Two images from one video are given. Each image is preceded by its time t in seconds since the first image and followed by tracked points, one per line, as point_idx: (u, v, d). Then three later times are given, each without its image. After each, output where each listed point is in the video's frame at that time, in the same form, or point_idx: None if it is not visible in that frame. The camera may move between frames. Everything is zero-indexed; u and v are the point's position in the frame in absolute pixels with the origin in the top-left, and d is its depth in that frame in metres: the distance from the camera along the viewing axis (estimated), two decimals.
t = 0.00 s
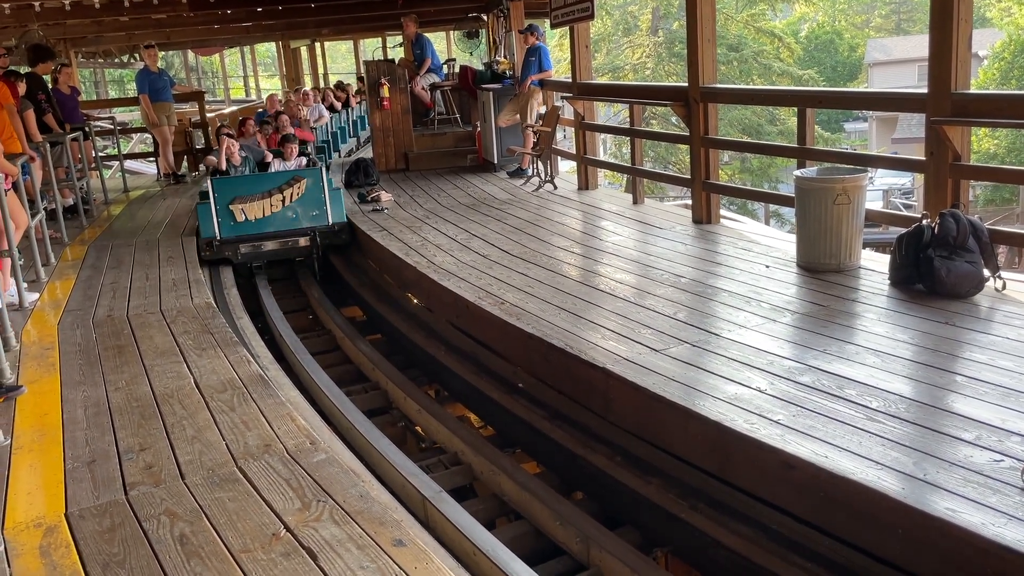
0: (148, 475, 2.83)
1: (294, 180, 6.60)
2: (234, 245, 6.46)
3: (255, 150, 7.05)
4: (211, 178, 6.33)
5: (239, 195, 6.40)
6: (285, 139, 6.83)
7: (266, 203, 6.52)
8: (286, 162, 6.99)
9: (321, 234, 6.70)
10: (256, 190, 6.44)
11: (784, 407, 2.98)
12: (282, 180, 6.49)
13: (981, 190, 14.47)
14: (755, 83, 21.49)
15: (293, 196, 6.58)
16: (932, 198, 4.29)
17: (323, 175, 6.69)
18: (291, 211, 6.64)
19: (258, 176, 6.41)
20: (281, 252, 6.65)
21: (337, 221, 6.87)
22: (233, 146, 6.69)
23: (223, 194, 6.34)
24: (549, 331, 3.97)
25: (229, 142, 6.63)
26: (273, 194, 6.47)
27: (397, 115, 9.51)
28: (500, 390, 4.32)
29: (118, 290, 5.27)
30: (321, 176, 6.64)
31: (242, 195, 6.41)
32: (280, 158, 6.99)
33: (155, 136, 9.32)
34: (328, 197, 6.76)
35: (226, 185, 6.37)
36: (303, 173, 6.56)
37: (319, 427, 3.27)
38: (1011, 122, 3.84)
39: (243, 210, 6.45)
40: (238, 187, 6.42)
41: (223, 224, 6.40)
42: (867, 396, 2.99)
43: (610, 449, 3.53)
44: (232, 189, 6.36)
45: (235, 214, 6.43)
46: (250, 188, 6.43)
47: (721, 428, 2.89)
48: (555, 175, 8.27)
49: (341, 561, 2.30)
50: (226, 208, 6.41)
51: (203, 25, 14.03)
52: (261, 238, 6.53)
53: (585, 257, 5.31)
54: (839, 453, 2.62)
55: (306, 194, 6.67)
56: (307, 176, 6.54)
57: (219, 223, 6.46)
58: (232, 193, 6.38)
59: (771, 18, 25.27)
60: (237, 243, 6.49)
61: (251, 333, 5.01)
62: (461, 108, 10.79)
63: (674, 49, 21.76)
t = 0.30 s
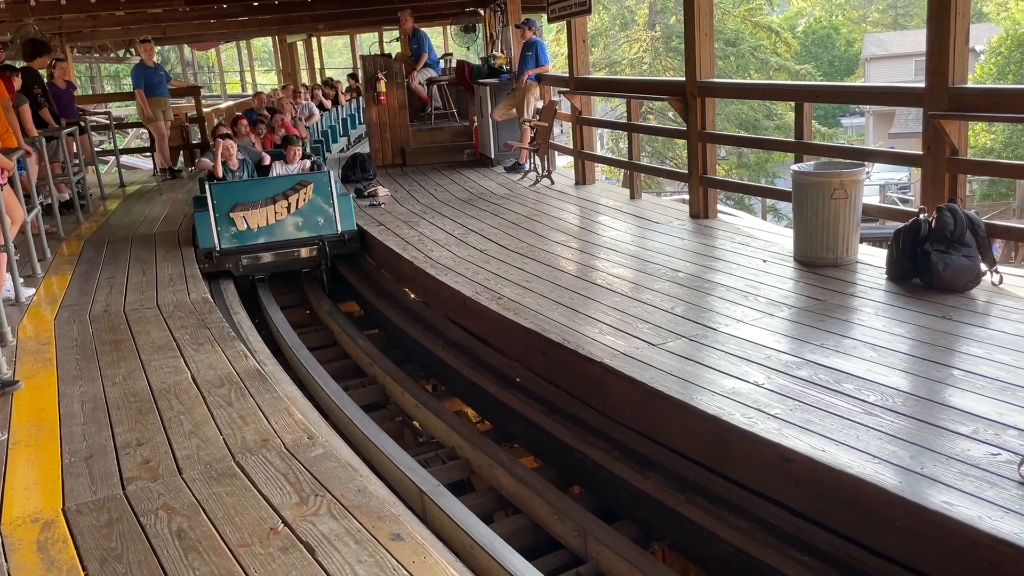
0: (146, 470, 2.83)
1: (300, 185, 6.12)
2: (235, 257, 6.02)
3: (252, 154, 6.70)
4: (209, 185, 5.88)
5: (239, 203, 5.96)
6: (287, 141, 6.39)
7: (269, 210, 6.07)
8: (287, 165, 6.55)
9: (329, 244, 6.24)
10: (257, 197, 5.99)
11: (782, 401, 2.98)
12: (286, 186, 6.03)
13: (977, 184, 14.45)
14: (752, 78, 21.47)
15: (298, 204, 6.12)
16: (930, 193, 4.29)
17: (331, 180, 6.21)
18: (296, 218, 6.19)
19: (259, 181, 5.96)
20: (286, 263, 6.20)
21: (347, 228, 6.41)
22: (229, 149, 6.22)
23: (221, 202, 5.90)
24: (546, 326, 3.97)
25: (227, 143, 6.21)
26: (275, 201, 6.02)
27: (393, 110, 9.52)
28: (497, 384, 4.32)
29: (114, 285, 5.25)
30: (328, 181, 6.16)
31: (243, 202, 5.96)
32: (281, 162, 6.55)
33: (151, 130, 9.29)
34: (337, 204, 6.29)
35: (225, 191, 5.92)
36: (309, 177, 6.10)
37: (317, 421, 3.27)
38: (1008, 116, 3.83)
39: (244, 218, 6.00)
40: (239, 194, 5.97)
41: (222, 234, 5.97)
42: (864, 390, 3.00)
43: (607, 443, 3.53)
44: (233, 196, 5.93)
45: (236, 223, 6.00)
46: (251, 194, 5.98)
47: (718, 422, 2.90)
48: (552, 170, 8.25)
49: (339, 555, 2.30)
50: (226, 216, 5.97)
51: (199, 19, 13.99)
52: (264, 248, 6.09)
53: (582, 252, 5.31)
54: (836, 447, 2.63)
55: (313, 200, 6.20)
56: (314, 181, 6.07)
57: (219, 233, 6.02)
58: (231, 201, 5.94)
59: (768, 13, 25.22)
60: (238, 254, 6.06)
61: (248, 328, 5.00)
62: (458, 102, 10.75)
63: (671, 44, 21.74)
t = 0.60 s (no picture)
0: (140, 464, 2.82)
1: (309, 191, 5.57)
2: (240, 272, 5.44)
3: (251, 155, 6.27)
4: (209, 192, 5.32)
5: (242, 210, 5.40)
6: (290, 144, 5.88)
7: (276, 219, 5.50)
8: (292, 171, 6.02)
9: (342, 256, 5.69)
10: (263, 205, 5.43)
11: (776, 392, 2.99)
12: (294, 192, 5.47)
13: (971, 177, 14.47)
14: (747, 70, 21.47)
15: (307, 212, 5.56)
16: (924, 184, 4.29)
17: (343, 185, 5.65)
18: (305, 227, 5.62)
19: (263, 187, 5.39)
20: (295, 277, 5.63)
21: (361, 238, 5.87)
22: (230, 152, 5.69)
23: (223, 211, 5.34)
24: (541, 319, 3.97)
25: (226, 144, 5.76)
26: (282, 208, 5.47)
27: (388, 103, 9.47)
28: (492, 377, 4.32)
29: (108, 279, 5.23)
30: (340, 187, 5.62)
31: (246, 210, 5.40)
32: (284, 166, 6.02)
33: (143, 124, 9.25)
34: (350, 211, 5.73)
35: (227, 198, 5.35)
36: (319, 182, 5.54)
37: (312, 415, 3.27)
38: (1002, 109, 3.84)
39: (248, 228, 5.45)
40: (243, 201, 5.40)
41: (224, 245, 5.41)
42: (859, 382, 3.01)
43: (602, 436, 3.53)
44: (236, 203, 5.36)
45: (239, 234, 5.44)
46: (255, 201, 5.41)
47: (712, 414, 2.90)
48: (547, 163, 8.24)
49: (335, 548, 2.30)
50: (228, 226, 5.41)
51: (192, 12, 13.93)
52: (271, 261, 5.52)
53: (577, 245, 5.31)
54: (830, 438, 2.63)
55: (323, 208, 5.66)
56: (324, 186, 5.52)
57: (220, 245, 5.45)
58: (234, 209, 5.38)
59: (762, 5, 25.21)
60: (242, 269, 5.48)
61: (244, 321, 4.98)
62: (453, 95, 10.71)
63: (666, 37, 21.71)
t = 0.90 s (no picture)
0: (132, 457, 2.81)
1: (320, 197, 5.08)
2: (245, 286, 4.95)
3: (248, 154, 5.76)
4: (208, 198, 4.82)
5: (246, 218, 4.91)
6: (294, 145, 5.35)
7: (284, 227, 5.02)
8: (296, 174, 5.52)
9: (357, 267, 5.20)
10: (270, 211, 4.95)
11: (767, 382, 3.00)
12: (303, 197, 4.98)
13: (962, 167, 14.48)
14: (738, 61, 21.45)
15: (318, 219, 5.07)
16: (914, 174, 4.30)
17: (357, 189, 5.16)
18: (316, 236, 5.13)
19: (270, 192, 4.91)
20: (305, 291, 5.14)
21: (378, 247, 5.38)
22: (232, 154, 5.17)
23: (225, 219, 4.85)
24: (533, 310, 3.97)
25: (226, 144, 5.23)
26: (290, 215, 4.98)
27: (379, 94, 9.50)
28: (485, 369, 4.31)
29: (99, 272, 5.21)
30: (353, 192, 5.13)
31: (251, 218, 4.91)
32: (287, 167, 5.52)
33: (133, 116, 9.20)
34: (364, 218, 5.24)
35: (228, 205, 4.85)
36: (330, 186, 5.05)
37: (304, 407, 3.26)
38: (993, 98, 3.84)
39: (253, 238, 4.96)
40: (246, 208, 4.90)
41: (227, 257, 4.92)
42: (849, 371, 3.02)
43: (595, 426, 3.53)
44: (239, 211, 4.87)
45: (244, 244, 4.95)
46: (261, 208, 4.93)
47: (703, 403, 2.91)
48: (539, 154, 8.23)
49: (327, 540, 2.30)
50: (231, 236, 4.93)
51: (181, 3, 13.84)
52: (279, 274, 5.03)
53: (569, 236, 5.30)
54: (822, 427, 2.64)
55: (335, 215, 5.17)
56: (336, 191, 5.03)
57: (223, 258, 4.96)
58: (238, 217, 4.89)
59: None
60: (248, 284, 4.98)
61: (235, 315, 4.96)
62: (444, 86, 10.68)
63: (657, 27, 21.66)
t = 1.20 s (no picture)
0: (120, 450, 2.80)
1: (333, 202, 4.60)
2: (252, 301, 4.45)
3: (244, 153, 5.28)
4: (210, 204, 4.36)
5: (253, 224, 4.44)
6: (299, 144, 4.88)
7: (294, 235, 4.53)
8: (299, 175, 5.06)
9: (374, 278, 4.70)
10: (278, 216, 4.48)
11: (756, 369, 3.01)
12: (315, 201, 4.52)
13: (949, 154, 14.50)
14: (726, 49, 21.43)
15: (331, 225, 4.59)
16: (901, 161, 4.31)
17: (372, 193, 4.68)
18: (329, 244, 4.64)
19: (278, 196, 4.45)
20: (317, 306, 4.65)
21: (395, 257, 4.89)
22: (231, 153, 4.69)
23: (229, 227, 4.38)
24: (522, 299, 3.97)
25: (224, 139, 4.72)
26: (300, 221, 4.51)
27: (366, 83, 9.47)
28: (475, 359, 4.31)
29: (85, 265, 5.18)
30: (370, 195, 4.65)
31: (257, 224, 4.44)
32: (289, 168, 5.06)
33: (119, 106, 9.16)
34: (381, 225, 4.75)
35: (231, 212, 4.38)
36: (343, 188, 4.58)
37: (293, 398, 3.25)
38: (979, 85, 3.86)
39: (260, 247, 4.48)
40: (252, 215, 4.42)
41: (232, 269, 4.45)
42: (837, 358, 3.03)
43: (584, 415, 3.54)
44: (244, 217, 4.40)
45: (250, 254, 4.47)
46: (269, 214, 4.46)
47: (692, 391, 2.92)
48: (527, 144, 8.21)
49: (317, 531, 2.30)
50: (237, 246, 4.45)
51: None
52: (288, 288, 4.53)
53: (559, 226, 5.30)
54: (809, 414, 2.66)
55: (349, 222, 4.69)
56: (350, 193, 4.55)
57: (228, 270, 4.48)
58: (244, 224, 4.42)
59: None
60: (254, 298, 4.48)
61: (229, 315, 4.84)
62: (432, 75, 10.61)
63: (646, 16, 21.62)
